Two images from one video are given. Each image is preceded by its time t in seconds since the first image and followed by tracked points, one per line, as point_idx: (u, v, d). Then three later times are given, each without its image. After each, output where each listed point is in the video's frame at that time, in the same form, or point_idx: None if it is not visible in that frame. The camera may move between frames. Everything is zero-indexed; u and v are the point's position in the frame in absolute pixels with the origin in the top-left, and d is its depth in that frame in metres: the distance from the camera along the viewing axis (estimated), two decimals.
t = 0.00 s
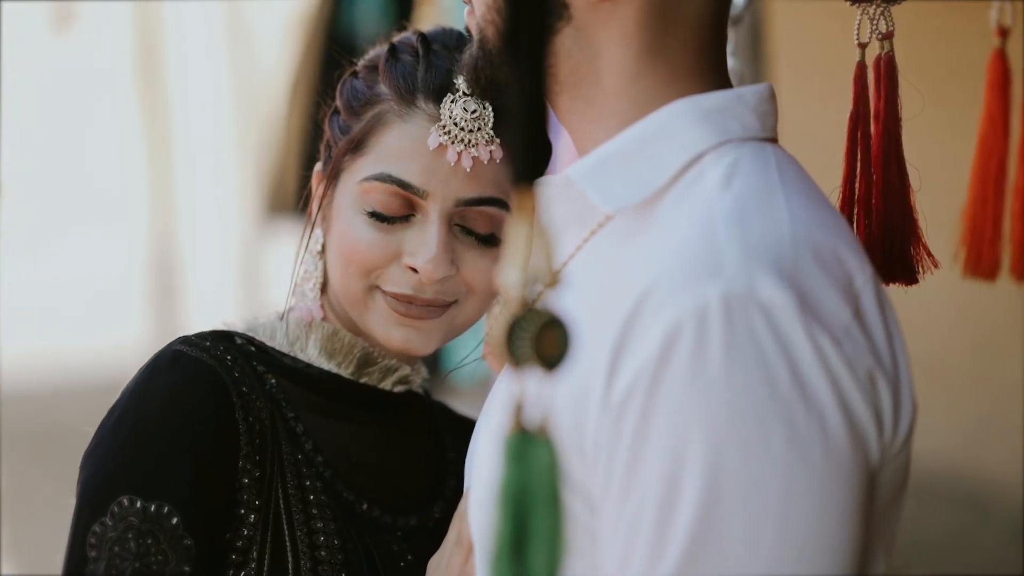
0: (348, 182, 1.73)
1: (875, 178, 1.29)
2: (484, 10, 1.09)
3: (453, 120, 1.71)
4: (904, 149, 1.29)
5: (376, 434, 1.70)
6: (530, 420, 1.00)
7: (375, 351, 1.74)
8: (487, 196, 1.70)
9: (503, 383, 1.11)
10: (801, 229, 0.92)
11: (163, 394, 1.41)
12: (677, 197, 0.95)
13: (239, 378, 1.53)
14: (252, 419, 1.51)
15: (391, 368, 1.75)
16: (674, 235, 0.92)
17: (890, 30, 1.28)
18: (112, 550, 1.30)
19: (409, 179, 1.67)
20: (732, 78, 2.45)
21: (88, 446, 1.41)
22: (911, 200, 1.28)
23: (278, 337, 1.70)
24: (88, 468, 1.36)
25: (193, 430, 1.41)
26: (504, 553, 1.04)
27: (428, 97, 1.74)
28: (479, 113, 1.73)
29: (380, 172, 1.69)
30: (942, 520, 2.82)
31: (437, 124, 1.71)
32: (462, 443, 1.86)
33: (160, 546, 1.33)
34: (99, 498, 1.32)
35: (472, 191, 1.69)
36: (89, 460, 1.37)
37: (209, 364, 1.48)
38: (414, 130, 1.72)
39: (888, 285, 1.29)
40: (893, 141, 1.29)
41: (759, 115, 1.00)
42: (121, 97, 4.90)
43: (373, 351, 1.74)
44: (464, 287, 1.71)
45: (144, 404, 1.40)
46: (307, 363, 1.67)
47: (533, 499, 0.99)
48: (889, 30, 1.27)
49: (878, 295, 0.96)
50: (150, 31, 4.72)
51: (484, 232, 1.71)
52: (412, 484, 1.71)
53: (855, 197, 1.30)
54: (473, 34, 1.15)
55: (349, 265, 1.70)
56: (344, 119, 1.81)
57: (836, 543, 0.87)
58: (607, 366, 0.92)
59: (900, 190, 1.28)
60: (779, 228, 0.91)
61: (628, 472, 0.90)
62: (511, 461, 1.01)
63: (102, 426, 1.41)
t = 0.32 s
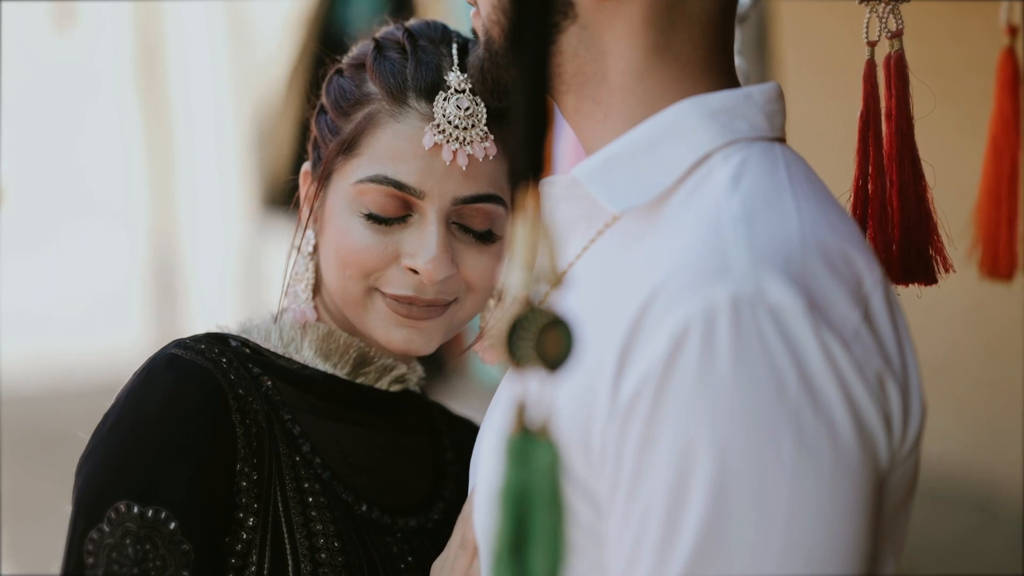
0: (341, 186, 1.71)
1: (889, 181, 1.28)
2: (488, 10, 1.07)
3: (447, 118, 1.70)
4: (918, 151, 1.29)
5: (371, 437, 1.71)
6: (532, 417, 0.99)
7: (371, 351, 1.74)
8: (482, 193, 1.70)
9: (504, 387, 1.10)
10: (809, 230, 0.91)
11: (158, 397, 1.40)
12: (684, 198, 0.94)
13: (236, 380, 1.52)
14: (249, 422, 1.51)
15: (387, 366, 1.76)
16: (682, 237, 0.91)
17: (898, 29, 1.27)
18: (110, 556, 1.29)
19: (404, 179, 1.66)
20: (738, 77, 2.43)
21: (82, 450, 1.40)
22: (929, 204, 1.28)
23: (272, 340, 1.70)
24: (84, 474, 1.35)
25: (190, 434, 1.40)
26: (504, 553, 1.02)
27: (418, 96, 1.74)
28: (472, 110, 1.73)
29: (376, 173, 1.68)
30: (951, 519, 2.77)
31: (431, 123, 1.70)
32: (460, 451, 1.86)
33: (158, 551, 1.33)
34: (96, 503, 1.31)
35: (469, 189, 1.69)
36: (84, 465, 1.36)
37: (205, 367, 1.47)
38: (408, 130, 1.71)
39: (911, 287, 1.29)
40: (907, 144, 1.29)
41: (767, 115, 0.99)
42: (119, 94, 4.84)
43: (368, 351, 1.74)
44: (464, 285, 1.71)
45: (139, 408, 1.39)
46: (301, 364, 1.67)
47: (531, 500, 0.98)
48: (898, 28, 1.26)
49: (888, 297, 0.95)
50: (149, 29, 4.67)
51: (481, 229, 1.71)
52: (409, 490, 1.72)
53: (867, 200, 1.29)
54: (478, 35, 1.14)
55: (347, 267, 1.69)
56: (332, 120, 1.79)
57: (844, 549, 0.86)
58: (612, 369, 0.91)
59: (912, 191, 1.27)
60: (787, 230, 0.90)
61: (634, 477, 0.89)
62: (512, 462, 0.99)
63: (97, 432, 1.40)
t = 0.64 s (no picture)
0: (336, 188, 1.69)
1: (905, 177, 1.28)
2: (495, 11, 1.06)
3: (441, 116, 1.70)
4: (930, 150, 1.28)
5: (367, 437, 1.71)
6: (538, 418, 0.98)
7: (366, 351, 1.74)
8: (478, 190, 1.71)
9: (510, 392, 1.09)
10: (819, 231, 0.90)
11: (152, 402, 1.40)
12: (693, 199, 0.93)
13: (231, 384, 1.52)
14: (246, 426, 1.51)
15: (383, 366, 1.76)
16: (690, 238, 0.90)
17: (909, 27, 1.26)
18: (108, 564, 1.28)
19: (400, 179, 1.66)
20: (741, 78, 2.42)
21: (76, 457, 1.39)
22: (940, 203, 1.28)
23: (267, 343, 1.69)
24: (78, 480, 1.34)
25: (185, 438, 1.40)
26: (506, 557, 1.01)
27: (411, 95, 1.72)
28: (465, 108, 1.73)
29: (374, 175, 1.66)
30: (957, 523, 2.62)
31: (427, 123, 1.69)
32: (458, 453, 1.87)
33: (157, 558, 1.32)
34: (93, 511, 1.30)
35: (467, 187, 1.70)
36: (79, 473, 1.35)
37: (199, 371, 1.47)
38: (402, 131, 1.69)
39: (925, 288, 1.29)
40: (922, 142, 1.28)
41: (777, 115, 0.98)
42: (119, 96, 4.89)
43: (364, 351, 1.74)
44: (463, 283, 1.72)
45: (132, 415, 1.38)
46: (296, 367, 1.66)
47: (535, 502, 0.97)
48: (908, 27, 1.26)
49: (898, 301, 0.94)
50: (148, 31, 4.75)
51: (479, 226, 1.73)
52: (407, 490, 1.71)
53: (883, 198, 1.28)
54: (486, 37, 1.12)
55: (344, 270, 1.67)
56: (322, 121, 1.76)
57: (855, 553, 0.85)
58: (621, 372, 0.90)
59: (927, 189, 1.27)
60: (797, 231, 0.89)
61: (644, 478, 0.88)
62: (517, 463, 0.98)
63: (91, 440, 1.39)
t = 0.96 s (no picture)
0: (332, 192, 1.68)
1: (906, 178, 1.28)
2: (502, 17, 1.06)
3: (437, 116, 1.68)
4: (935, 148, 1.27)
5: (363, 439, 1.71)
6: (546, 420, 0.97)
7: (362, 352, 1.74)
8: (475, 189, 1.71)
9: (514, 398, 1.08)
10: (831, 236, 0.89)
11: (148, 409, 1.40)
12: (703, 202, 0.92)
13: (227, 390, 1.51)
14: (243, 431, 1.50)
15: (379, 366, 1.77)
16: (701, 241, 0.89)
17: (919, 27, 1.25)
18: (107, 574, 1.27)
19: (399, 182, 1.64)
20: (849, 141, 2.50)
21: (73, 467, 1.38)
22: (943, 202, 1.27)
23: (261, 347, 1.68)
24: (74, 491, 1.33)
25: (180, 445, 1.39)
26: (513, 558, 1.00)
27: (406, 95, 1.70)
28: (462, 107, 1.72)
29: (374, 176, 1.65)
30: (965, 527, 2.63)
31: (424, 123, 1.68)
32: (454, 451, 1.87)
33: (156, 567, 1.30)
34: (91, 521, 1.29)
35: (465, 187, 1.69)
36: (76, 484, 1.34)
37: (194, 377, 1.47)
38: (399, 134, 1.67)
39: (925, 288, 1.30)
40: (929, 141, 1.27)
41: (788, 116, 0.97)
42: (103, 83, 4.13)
43: (360, 352, 1.74)
44: (463, 282, 1.72)
45: (127, 423, 1.38)
46: (291, 369, 1.67)
47: (540, 506, 0.96)
48: (919, 27, 1.25)
49: (911, 305, 0.93)
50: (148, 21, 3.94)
51: (476, 225, 1.72)
52: (405, 491, 1.71)
53: (901, 200, 1.28)
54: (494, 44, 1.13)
55: (344, 273, 1.66)
56: (314, 124, 1.74)
57: (866, 556, 0.84)
58: (631, 377, 0.89)
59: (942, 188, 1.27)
60: (809, 236, 0.88)
61: (653, 484, 0.87)
62: (523, 466, 0.97)
63: (87, 450, 1.39)
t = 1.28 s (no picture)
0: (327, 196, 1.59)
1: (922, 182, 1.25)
2: (520, 26, 1.04)
3: (433, 112, 1.62)
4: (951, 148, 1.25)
5: (361, 440, 1.69)
6: (563, 428, 0.95)
7: (353, 354, 1.69)
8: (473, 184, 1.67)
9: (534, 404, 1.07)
10: (860, 241, 0.87)
11: (140, 423, 1.37)
12: (730, 205, 0.90)
13: (218, 401, 1.49)
14: (238, 442, 1.48)
15: (370, 367, 1.72)
16: (724, 248, 0.87)
17: (942, 25, 1.23)
18: None
19: (398, 181, 1.58)
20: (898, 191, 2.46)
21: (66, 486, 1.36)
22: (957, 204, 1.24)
23: (249, 355, 1.65)
24: (68, 512, 1.30)
25: (172, 458, 1.36)
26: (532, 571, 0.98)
27: (399, 94, 1.63)
28: (455, 101, 1.67)
29: (374, 177, 1.58)
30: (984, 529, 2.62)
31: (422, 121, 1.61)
32: (446, 450, 1.87)
33: None
34: (88, 543, 1.26)
35: (463, 181, 1.64)
36: (70, 505, 1.31)
37: (185, 391, 1.44)
38: (394, 134, 1.60)
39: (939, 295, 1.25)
40: (946, 142, 1.24)
41: (815, 118, 0.95)
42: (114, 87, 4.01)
43: (350, 354, 1.69)
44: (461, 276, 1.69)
45: (118, 440, 1.34)
46: (281, 376, 1.63)
47: (559, 514, 0.94)
48: (943, 25, 1.23)
49: (940, 312, 0.92)
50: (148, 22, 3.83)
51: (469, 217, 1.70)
52: (403, 496, 1.69)
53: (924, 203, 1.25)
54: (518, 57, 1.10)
55: (342, 278, 1.59)
56: (299, 126, 1.65)
57: (896, 567, 0.82)
58: (654, 388, 0.87)
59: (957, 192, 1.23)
60: (837, 244, 0.86)
61: (678, 495, 0.85)
62: (541, 475, 0.95)
63: (78, 469, 1.36)
